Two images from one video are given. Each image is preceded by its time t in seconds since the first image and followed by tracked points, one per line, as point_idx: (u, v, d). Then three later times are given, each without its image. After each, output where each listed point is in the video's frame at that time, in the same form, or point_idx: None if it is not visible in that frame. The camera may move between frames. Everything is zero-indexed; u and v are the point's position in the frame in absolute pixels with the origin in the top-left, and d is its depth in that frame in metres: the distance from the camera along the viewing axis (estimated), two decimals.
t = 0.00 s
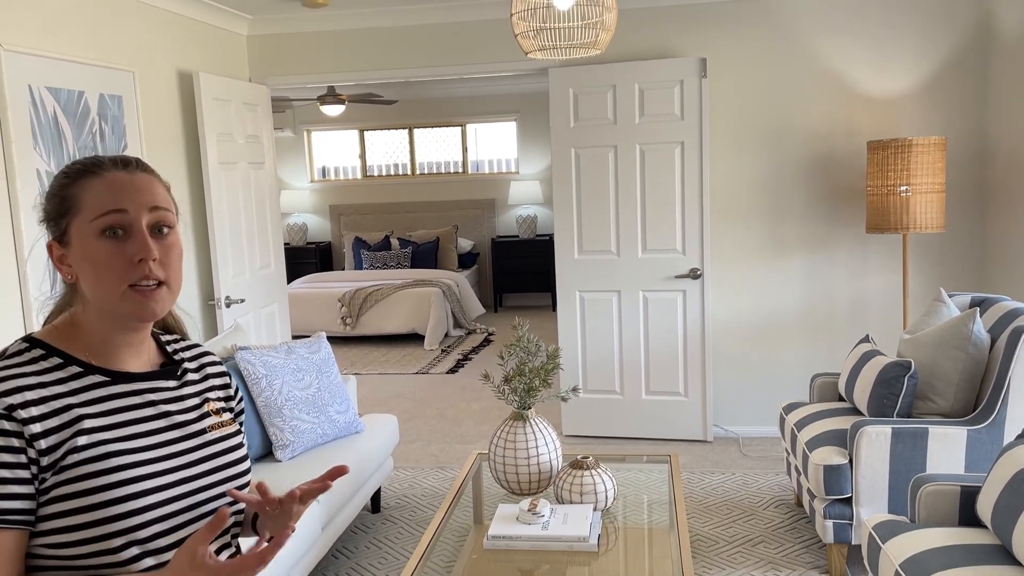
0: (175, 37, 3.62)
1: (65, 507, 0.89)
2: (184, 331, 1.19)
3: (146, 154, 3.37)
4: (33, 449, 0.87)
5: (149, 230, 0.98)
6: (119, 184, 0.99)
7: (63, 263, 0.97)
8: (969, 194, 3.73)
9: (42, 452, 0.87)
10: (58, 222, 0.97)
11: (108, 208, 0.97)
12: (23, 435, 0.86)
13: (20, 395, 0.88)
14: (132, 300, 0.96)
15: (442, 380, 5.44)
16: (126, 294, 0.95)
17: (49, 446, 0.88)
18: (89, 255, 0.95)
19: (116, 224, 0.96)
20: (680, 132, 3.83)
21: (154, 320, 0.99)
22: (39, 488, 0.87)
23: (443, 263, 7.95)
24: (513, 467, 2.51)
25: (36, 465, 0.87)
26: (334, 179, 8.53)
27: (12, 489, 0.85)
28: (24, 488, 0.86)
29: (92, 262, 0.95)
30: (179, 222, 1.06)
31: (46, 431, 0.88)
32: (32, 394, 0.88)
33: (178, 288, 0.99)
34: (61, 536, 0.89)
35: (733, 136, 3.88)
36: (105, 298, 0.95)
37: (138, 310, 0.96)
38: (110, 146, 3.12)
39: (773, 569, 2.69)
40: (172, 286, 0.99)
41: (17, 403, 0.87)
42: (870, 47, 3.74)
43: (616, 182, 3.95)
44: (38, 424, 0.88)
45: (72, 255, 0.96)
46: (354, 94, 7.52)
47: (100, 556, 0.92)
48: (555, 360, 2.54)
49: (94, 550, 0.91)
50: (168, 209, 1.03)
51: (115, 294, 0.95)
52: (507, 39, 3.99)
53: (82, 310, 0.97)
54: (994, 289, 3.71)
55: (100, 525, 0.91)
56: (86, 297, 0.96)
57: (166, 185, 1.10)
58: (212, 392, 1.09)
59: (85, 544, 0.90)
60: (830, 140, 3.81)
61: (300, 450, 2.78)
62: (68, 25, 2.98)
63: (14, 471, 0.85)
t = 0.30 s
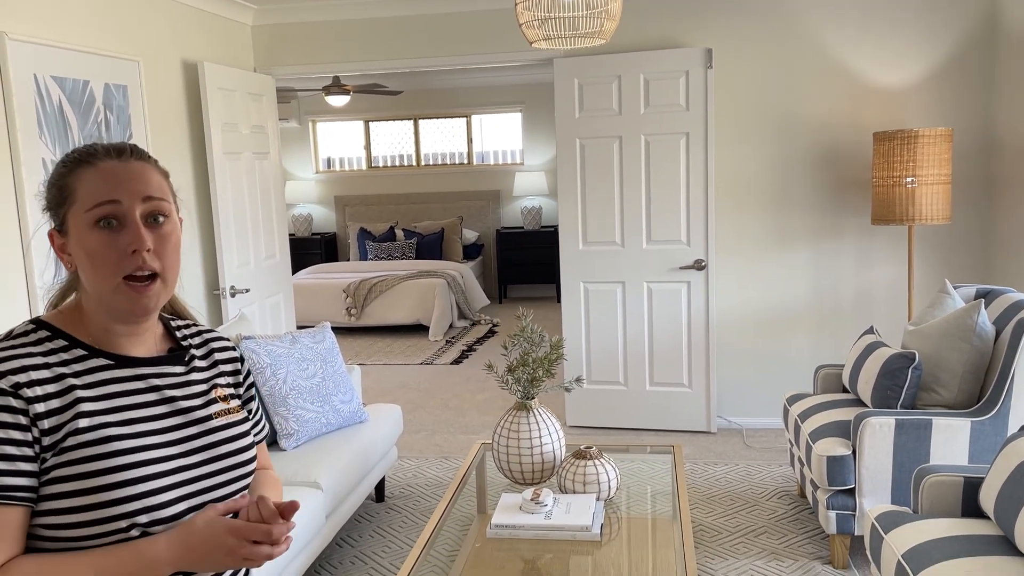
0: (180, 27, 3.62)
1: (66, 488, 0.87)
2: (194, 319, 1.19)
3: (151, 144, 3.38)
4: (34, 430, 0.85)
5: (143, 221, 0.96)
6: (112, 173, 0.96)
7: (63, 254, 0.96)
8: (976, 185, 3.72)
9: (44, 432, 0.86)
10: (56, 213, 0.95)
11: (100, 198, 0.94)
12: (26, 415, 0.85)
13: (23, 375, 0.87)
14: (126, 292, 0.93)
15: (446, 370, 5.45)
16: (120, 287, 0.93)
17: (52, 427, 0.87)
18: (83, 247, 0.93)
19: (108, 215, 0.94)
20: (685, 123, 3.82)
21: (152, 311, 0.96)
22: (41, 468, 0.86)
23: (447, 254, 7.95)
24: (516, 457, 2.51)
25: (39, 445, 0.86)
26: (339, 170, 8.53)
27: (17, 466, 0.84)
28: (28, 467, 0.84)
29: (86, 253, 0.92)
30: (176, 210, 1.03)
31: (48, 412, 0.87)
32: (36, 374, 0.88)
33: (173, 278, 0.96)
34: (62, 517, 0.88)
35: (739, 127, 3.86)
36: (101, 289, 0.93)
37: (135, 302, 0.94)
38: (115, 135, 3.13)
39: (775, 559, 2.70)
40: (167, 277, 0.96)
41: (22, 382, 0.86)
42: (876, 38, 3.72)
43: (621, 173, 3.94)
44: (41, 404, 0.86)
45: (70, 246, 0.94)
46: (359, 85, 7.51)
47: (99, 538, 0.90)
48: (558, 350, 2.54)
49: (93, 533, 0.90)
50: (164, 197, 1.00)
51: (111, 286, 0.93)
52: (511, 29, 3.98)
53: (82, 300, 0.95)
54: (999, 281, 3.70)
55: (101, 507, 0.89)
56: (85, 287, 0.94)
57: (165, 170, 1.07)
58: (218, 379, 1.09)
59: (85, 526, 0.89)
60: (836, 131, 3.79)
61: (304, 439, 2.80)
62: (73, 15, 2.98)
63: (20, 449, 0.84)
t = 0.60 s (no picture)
0: (185, 19, 3.61)
1: (75, 482, 0.88)
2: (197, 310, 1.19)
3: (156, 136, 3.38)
4: (43, 425, 0.86)
5: (140, 213, 0.96)
6: (108, 167, 0.96)
7: (65, 248, 0.96)
8: (982, 180, 3.70)
9: (53, 427, 0.86)
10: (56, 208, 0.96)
11: (97, 191, 0.94)
12: (36, 410, 0.85)
13: (31, 370, 0.87)
14: (128, 284, 0.93)
15: (450, 364, 5.45)
16: (122, 279, 0.93)
17: (61, 421, 0.87)
18: (81, 240, 0.93)
19: (106, 208, 0.94)
20: (690, 116, 3.81)
21: (154, 302, 0.97)
22: (50, 462, 0.86)
23: (452, 248, 7.95)
24: (519, 449, 2.52)
25: (48, 439, 0.86)
26: (344, 163, 8.52)
27: (29, 461, 0.84)
28: (39, 462, 0.85)
29: (86, 246, 0.93)
30: (175, 202, 1.03)
31: (57, 407, 0.87)
32: (45, 368, 0.88)
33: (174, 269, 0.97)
34: (70, 511, 0.88)
35: (744, 120, 3.85)
36: (101, 282, 0.93)
37: (136, 293, 0.94)
38: (120, 127, 3.13)
39: (778, 553, 2.70)
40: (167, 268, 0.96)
41: (33, 376, 0.86)
42: (883, 31, 3.70)
43: (626, 166, 3.94)
44: (50, 399, 0.87)
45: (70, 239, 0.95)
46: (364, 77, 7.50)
47: (105, 532, 0.91)
48: (562, 344, 2.55)
49: (100, 527, 0.90)
50: (162, 189, 1.00)
51: (111, 278, 0.93)
52: (516, 21, 3.97)
53: (84, 294, 0.96)
54: (1005, 276, 3.69)
55: (108, 501, 0.90)
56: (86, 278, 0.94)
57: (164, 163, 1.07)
58: (223, 374, 1.09)
59: (93, 521, 0.90)
60: (842, 125, 3.78)
61: (308, 431, 2.82)
62: (79, 6, 2.98)
63: (32, 444, 0.84)
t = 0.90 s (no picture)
0: (189, 12, 3.61)
1: (82, 472, 0.88)
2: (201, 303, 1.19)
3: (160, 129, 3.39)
4: (50, 415, 0.86)
5: (139, 208, 0.95)
6: (107, 162, 0.96)
7: (68, 242, 0.96)
8: (987, 175, 3.69)
9: (60, 417, 0.87)
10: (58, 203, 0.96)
11: (95, 186, 0.94)
12: (43, 400, 0.86)
13: (37, 360, 0.87)
14: (129, 277, 0.93)
15: (453, 358, 5.46)
16: (123, 272, 0.93)
17: (67, 412, 0.87)
18: (83, 235, 0.93)
19: (104, 202, 0.94)
20: (695, 111, 3.80)
21: (157, 294, 0.96)
22: (57, 452, 0.87)
23: (455, 242, 7.95)
24: (522, 443, 2.52)
25: (55, 430, 0.86)
26: (347, 157, 8.53)
27: (34, 452, 0.84)
28: (45, 452, 0.85)
29: (86, 240, 0.93)
30: (177, 195, 1.02)
31: (64, 397, 0.87)
32: (51, 359, 0.88)
33: (175, 262, 0.96)
34: (77, 501, 0.89)
35: (748, 115, 3.84)
36: (103, 276, 0.93)
37: (137, 286, 0.94)
38: (124, 121, 3.14)
39: (780, 548, 2.70)
40: (168, 261, 0.96)
41: (39, 367, 0.87)
42: (889, 25, 3.68)
43: (629, 161, 3.93)
44: (56, 389, 0.87)
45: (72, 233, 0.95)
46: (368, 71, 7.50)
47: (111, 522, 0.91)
48: (565, 338, 2.55)
49: (106, 517, 0.91)
50: (161, 182, 0.99)
51: (112, 272, 0.93)
52: (521, 15, 3.96)
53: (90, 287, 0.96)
54: (1009, 272, 3.68)
55: (115, 491, 0.90)
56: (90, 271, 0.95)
57: (167, 157, 1.07)
58: (229, 365, 1.09)
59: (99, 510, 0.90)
60: (847, 119, 3.77)
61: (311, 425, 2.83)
62: None
63: (38, 434, 0.84)
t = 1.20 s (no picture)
0: (194, 8, 3.61)
1: (83, 467, 0.88)
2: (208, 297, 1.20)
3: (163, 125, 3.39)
4: (48, 411, 0.86)
5: (139, 192, 0.95)
6: (112, 148, 0.97)
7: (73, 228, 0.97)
8: (993, 172, 3.68)
9: (59, 413, 0.87)
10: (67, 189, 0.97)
11: (97, 169, 0.95)
12: (42, 396, 0.86)
13: (36, 357, 0.87)
14: (119, 261, 0.93)
15: (457, 354, 5.46)
16: (114, 255, 0.92)
17: (67, 407, 0.87)
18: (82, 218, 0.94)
19: (103, 184, 0.94)
20: (699, 108, 3.79)
21: (151, 281, 0.96)
22: (58, 448, 0.87)
23: (459, 239, 7.95)
24: (525, 440, 2.52)
25: (54, 425, 0.86)
26: (351, 153, 8.53)
27: (32, 447, 0.84)
28: (44, 448, 0.85)
29: (84, 222, 0.93)
30: (182, 186, 1.02)
31: (63, 393, 0.87)
32: (50, 356, 0.88)
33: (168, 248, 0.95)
34: (79, 497, 0.89)
35: (753, 111, 3.83)
36: (98, 259, 0.93)
37: (130, 271, 0.93)
38: (128, 116, 3.14)
39: (784, 546, 2.70)
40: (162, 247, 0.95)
41: (37, 363, 0.87)
42: (895, 22, 3.67)
43: (634, 157, 3.92)
44: (55, 385, 0.87)
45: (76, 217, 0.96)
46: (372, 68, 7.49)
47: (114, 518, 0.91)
48: (569, 335, 2.54)
49: (110, 512, 0.91)
50: (164, 170, 0.99)
51: (105, 255, 0.92)
52: (525, 11, 3.96)
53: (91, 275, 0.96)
54: (1014, 269, 3.67)
55: (118, 486, 0.91)
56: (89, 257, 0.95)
57: (180, 151, 1.07)
58: (234, 359, 1.09)
59: (102, 504, 0.90)
60: (851, 116, 3.76)
61: (315, 421, 2.83)
62: None
63: (35, 429, 0.84)
